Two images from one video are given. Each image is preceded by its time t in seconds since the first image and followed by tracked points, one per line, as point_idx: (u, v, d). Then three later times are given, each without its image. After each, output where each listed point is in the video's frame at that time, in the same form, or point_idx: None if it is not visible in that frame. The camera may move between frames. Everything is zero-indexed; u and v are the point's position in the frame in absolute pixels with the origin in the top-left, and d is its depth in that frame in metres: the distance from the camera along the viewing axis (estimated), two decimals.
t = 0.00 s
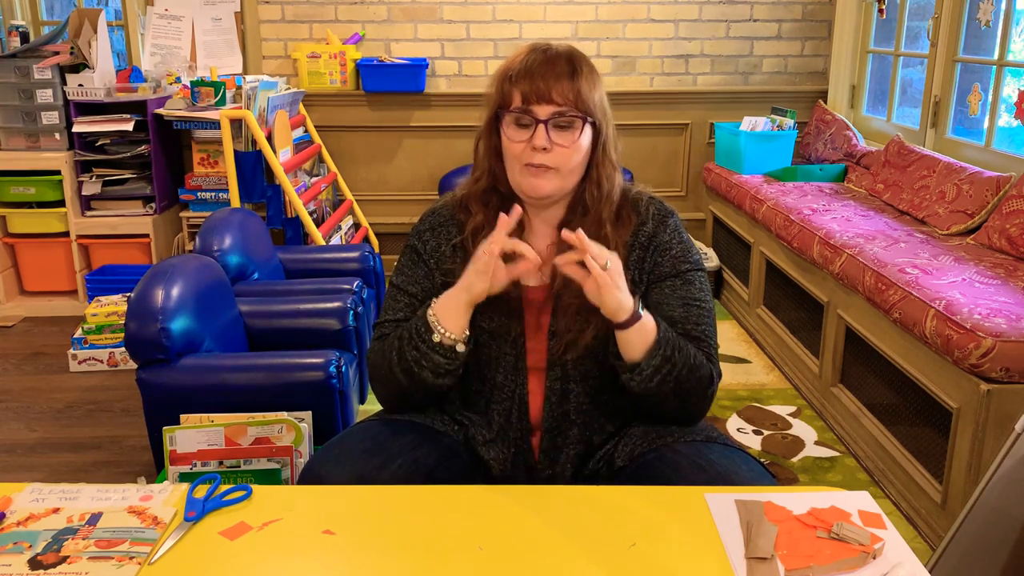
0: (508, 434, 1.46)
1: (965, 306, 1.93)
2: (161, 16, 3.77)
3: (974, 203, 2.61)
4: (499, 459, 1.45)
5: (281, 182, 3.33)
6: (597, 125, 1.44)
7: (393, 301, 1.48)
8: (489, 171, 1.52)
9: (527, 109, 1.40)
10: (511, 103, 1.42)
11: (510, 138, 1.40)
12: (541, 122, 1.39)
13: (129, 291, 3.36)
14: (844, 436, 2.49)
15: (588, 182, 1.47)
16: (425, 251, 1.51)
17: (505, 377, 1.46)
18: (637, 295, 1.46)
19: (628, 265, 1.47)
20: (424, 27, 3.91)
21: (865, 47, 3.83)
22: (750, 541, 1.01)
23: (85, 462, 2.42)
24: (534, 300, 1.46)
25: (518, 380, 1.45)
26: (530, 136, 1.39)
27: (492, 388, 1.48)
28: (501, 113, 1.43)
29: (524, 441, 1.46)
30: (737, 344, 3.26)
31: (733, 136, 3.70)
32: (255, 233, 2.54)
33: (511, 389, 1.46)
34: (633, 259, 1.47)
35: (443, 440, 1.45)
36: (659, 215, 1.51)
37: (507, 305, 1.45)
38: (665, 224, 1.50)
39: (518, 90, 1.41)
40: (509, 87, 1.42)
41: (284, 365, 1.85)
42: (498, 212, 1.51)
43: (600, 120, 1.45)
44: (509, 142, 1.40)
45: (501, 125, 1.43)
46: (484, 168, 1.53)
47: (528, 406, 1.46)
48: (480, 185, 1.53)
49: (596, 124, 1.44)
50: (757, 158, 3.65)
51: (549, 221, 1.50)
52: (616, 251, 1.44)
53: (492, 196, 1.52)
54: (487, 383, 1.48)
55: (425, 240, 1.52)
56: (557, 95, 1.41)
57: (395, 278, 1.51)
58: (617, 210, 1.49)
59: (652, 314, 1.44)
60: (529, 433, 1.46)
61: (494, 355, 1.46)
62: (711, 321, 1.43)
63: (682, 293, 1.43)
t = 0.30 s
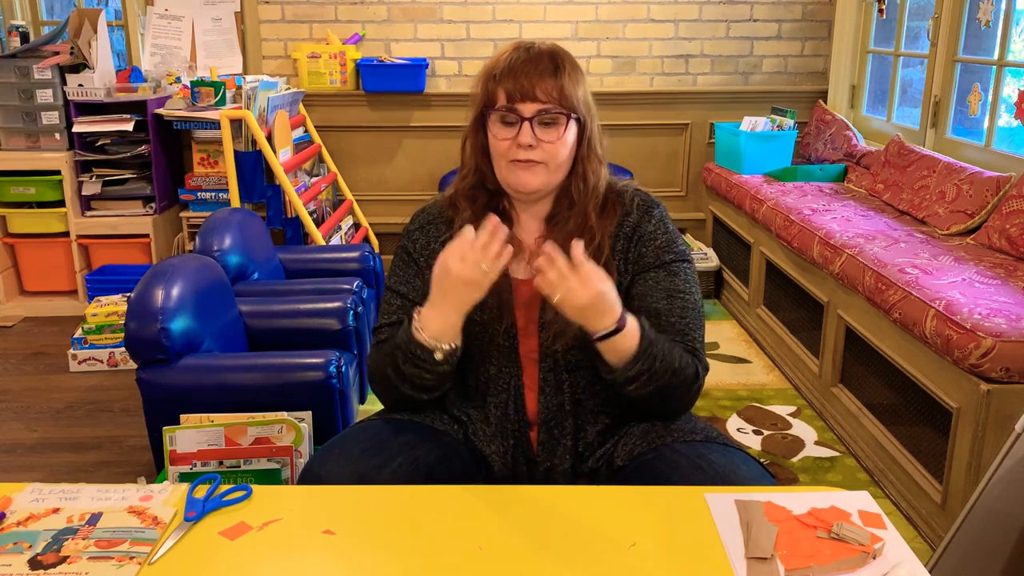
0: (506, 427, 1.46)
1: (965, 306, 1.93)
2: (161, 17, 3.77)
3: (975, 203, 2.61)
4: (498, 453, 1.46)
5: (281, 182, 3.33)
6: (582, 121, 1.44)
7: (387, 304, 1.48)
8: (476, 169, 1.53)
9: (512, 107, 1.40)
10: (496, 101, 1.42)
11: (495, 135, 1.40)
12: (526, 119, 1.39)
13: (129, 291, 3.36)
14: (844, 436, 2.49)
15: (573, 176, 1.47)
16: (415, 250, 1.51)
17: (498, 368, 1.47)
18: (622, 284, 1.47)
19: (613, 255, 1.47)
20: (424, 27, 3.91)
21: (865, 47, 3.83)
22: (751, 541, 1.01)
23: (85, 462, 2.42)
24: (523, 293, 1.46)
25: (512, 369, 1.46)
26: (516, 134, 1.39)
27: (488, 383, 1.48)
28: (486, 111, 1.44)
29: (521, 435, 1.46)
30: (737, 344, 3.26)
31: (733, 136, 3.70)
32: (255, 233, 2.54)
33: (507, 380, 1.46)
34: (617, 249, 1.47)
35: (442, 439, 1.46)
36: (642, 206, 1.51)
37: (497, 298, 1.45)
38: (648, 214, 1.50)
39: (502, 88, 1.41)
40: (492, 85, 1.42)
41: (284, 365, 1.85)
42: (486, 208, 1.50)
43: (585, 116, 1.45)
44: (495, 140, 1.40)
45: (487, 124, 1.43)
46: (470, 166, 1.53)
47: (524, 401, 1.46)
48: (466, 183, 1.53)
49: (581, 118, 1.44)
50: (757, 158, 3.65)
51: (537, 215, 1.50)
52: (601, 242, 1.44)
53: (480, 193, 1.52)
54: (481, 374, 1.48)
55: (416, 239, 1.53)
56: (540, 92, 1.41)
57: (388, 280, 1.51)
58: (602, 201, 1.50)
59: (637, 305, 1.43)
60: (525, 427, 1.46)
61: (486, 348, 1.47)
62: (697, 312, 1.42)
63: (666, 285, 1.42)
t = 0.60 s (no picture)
0: (503, 436, 1.46)
1: (965, 306, 1.93)
2: (161, 17, 3.77)
3: (975, 203, 2.61)
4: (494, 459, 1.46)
5: (281, 182, 3.33)
6: (574, 128, 1.44)
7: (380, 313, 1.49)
8: (466, 175, 1.51)
9: (505, 114, 1.41)
10: (488, 107, 1.42)
11: (488, 143, 1.41)
12: (518, 126, 1.39)
13: (129, 291, 3.36)
14: (844, 436, 2.49)
15: (563, 185, 1.47)
16: (407, 257, 1.50)
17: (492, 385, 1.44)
18: (615, 295, 1.46)
19: (605, 265, 1.46)
20: (424, 27, 3.91)
21: (865, 47, 3.82)
22: (751, 541, 1.01)
23: (85, 461, 2.42)
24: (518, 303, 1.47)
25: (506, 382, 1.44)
26: (508, 142, 1.39)
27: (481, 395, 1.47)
28: (478, 117, 1.43)
29: (518, 444, 1.46)
30: (737, 344, 3.26)
31: (733, 136, 3.70)
32: (255, 233, 2.55)
33: (500, 393, 1.45)
34: (608, 259, 1.46)
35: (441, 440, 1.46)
36: (633, 212, 1.50)
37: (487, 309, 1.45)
38: (639, 221, 1.49)
39: (495, 93, 1.41)
40: (484, 92, 1.42)
41: (284, 365, 1.85)
42: (476, 216, 1.50)
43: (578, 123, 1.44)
44: (487, 147, 1.41)
45: (479, 130, 1.43)
46: (460, 170, 1.51)
47: (518, 410, 1.46)
48: (455, 190, 1.52)
49: (573, 127, 1.44)
50: (757, 158, 3.65)
51: (528, 223, 1.50)
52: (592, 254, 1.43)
53: (469, 200, 1.51)
54: (474, 387, 1.46)
55: (408, 245, 1.51)
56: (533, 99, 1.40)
57: (379, 287, 1.51)
58: (591, 206, 1.49)
59: (633, 318, 1.44)
60: (521, 435, 1.46)
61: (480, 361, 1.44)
62: (692, 321, 1.43)
63: (661, 296, 1.42)
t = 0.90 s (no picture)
0: (503, 434, 1.45)
1: (965, 306, 1.93)
2: (161, 17, 3.77)
3: (974, 203, 2.61)
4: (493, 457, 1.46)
5: (281, 182, 3.33)
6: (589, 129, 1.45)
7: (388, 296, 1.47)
8: (478, 169, 1.51)
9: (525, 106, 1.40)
10: (507, 99, 1.42)
11: (504, 133, 1.40)
12: (537, 118, 1.39)
13: (129, 291, 3.36)
14: (844, 436, 2.49)
15: (571, 185, 1.46)
16: (420, 246, 1.49)
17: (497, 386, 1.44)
18: (612, 285, 1.46)
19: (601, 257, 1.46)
20: (424, 27, 3.91)
21: (865, 47, 3.82)
22: (751, 541, 1.01)
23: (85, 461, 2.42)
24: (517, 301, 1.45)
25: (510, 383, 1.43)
26: (526, 133, 1.39)
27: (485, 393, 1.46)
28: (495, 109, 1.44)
29: (518, 444, 1.45)
30: (737, 344, 3.26)
31: (733, 136, 3.70)
32: (255, 233, 2.55)
33: (504, 391, 1.44)
34: (605, 250, 1.46)
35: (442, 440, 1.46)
36: (629, 199, 1.50)
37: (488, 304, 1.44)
38: (634, 208, 1.49)
39: (516, 85, 1.41)
40: (505, 84, 1.42)
41: (284, 365, 1.85)
42: (486, 213, 1.49)
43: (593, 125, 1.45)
44: (503, 139, 1.40)
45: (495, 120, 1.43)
46: (471, 168, 1.51)
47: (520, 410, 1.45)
48: (469, 183, 1.51)
49: (588, 127, 1.44)
50: (757, 158, 3.65)
51: (534, 220, 1.49)
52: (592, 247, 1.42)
53: (480, 197, 1.50)
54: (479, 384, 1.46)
55: (420, 234, 1.50)
56: (555, 93, 1.41)
57: (391, 272, 1.49)
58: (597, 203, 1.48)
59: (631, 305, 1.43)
60: (523, 436, 1.45)
61: (487, 359, 1.43)
62: (690, 302, 1.41)
63: (655, 279, 1.42)
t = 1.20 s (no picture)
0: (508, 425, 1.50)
1: (965, 306, 1.93)
2: (161, 16, 3.76)
3: (974, 203, 2.61)
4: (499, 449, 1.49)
5: (281, 182, 3.33)
6: (592, 114, 1.45)
7: (433, 273, 1.49)
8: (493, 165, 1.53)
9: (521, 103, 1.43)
10: (504, 100, 1.45)
11: (506, 133, 1.43)
12: (534, 113, 1.41)
13: (129, 291, 3.36)
14: (843, 436, 2.50)
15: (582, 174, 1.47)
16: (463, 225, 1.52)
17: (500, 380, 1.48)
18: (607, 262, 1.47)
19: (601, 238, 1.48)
20: (424, 27, 3.91)
21: (865, 47, 3.82)
22: (751, 541, 1.01)
23: (85, 462, 2.42)
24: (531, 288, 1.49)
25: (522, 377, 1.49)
26: (526, 128, 1.41)
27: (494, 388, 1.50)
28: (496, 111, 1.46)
29: (524, 437, 1.49)
30: (737, 344, 3.26)
31: (733, 136, 3.70)
32: (254, 233, 2.54)
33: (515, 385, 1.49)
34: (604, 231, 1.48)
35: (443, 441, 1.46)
36: (636, 183, 1.50)
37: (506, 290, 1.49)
38: (638, 189, 1.49)
39: (509, 86, 1.44)
40: (501, 84, 1.45)
41: (284, 365, 1.85)
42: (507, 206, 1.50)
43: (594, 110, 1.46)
44: (506, 138, 1.43)
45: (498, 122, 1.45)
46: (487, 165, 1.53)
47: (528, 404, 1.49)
48: (487, 178, 1.53)
49: (591, 113, 1.45)
50: (757, 158, 3.65)
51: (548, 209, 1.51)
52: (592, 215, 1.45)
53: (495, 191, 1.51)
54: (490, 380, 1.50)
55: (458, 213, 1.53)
56: (547, 85, 1.43)
57: (434, 248, 1.51)
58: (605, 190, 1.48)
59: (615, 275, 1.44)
60: (528, 430, 1.49)
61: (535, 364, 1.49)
62: (667, 270, 1.40)
63: (637, 247, 1.42)
